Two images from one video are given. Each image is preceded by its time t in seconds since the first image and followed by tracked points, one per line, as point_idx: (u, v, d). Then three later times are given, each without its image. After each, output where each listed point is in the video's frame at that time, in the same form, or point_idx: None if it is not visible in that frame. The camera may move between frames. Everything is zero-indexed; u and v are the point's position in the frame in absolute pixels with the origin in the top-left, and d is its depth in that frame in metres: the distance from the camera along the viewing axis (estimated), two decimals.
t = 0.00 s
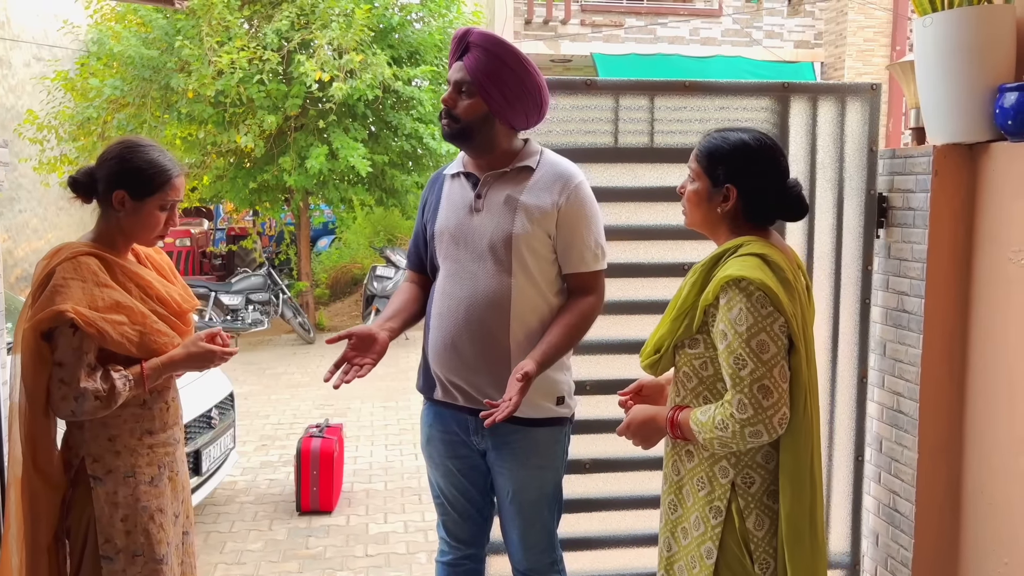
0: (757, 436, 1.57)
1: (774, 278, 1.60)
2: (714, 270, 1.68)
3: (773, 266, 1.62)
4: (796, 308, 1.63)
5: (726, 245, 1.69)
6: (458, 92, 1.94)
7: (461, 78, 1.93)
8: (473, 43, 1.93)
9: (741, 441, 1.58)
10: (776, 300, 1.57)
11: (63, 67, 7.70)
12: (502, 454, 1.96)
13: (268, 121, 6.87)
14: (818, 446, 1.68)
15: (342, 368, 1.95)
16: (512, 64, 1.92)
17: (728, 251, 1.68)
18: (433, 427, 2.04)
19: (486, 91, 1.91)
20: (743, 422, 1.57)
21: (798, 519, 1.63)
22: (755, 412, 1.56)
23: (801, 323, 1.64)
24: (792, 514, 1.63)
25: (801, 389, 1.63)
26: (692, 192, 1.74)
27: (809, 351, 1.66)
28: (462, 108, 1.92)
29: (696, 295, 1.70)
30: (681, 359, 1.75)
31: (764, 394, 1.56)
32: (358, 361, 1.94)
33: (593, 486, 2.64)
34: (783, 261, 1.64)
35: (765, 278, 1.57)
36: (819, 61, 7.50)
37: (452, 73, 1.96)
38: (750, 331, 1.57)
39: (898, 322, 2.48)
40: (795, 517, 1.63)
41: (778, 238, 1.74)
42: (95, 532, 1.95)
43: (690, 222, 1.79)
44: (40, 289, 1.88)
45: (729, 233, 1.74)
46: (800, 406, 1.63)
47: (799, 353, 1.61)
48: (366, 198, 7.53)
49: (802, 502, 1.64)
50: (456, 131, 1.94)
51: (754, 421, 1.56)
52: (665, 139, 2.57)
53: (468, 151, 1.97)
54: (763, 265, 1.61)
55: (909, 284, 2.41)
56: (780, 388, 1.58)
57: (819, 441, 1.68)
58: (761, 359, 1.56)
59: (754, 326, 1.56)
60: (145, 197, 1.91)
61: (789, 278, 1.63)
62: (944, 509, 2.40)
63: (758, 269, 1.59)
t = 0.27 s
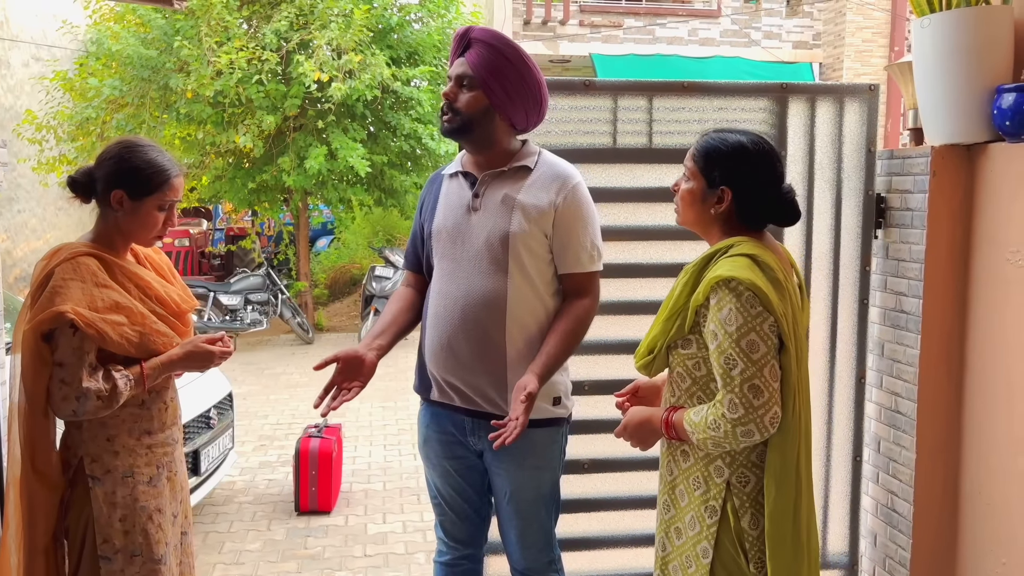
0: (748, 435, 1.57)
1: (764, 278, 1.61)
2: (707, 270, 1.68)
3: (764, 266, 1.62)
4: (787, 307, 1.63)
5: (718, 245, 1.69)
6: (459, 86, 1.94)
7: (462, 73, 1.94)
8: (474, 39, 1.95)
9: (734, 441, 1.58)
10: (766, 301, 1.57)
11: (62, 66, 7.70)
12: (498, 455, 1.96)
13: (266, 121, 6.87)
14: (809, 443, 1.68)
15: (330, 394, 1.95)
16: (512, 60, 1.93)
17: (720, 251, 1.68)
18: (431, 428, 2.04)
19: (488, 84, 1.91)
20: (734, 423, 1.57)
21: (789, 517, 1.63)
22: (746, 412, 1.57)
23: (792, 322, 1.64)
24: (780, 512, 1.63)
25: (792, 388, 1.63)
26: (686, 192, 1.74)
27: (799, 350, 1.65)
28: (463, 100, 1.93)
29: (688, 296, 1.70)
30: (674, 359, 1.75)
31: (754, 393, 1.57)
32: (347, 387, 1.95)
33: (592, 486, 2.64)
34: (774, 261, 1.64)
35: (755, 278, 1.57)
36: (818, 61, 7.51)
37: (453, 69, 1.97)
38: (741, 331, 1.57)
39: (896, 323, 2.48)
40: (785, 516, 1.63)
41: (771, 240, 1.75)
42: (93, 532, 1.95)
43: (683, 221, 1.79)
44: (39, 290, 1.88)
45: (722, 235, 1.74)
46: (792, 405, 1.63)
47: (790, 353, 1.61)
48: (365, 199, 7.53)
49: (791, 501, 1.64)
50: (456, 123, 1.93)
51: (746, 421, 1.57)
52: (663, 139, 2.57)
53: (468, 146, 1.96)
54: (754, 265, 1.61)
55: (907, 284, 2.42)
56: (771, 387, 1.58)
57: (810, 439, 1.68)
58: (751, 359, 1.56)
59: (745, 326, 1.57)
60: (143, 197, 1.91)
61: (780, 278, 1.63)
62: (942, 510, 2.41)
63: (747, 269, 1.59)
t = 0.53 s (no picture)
0: (740, 438, 1.57)
1: (759, 280, 1.60)
2: (702, 270, 1.68)
3: (758, 268, 1.62)
4: (781, 311, 1.63)
5: (714, 246, 1.69)
6: (459, 82, 1.95)
7: (462, 69, 1.95)
8: (473, 37, 1.96)
9: (725, 444, 1.58)
10: (760, 304, 1.57)
11: (60, 66, 7.69)
12: (496, 455, 1.96)
13: (265, 121, 6.87)
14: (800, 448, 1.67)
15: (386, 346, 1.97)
16: (512, 56, 1.94)
17: (715, 252, 1.67)
18: (428, 429, 2.03)
19: (488, 77, 1.91)
20: (726, 426, 1.57)
21: (775, 521, 1.63)
22: (739, 416, 1.56)
23: (786, 326, 1.63)
24: (768, 515, 1.63)
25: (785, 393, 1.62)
26: (681, 194, 1.74)
27: (793, 355, 1.65)
28: (462, 94, 1.93)
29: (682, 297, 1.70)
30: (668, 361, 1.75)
31: (748, 396, 1.57)
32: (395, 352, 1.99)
33: (590, 486, 2.64)
34: (768, 264, 1.63)
35: (750, 281, 1.57)
36: (817, 61, 7.51)
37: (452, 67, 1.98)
38: (734, 333, 1.57)
39: (894, 323, 2.48)
40: (773, 520, 1.63)
41: (765, 239, 1.75)
42: (90, 532, 1.95)
43: (678, 224, 1.79)
44: (37, 289, 1.87)
45: (718, 236, 1.74)
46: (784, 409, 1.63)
47: (784, 357, 1.61)
48: (364, 199, 7.53)
49: (780, 505, 1.64)
50: (456, 116, 1.93)
51: (738, 424, 1.56)
52: (661, 139, 2.57)
53: (468, 141, 1.96)
54: (748, 268, 1.61)
55: (906, 285, 2.42)
56: (764, 390, 1.58)
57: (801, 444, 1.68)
58: (745, 361, 1.56)
59: (738, 328, 1.57)
60: (141, 197, 1.91)
61: (775, 281, 1.63)
62: (940, 511, 2.40)
63: (741, 271, 1.59)
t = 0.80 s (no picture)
0: (726, 439, 1.58)
1: (752, 281, 1.60)
2: (696, 270, 1.68)
3: (752, 269, 1.61)
4: (774, 314, 1.63)
5: (709, 246, 1.69)
6: (457, 82, 1.95)
7: (459, 69, 1.95)
8: (467, 38, 1.97)
9: (713, 444, 1.59)
10: (753, 305, 1.57)
11: (58, 66, 7.68)
12: (499, 453, 1.96)
13: (263, 121, 6.87)
14: (790, 449, 1.67)
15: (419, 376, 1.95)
16: (510, 55, 1.95)
17: (710, 252, 1.67)
18: (429, 428, 2.03)
19: (486, 76, 1.91)
20: (713, 426, 1.57)
21: (762, 522, 1.63)
22: (727, 416, 1.57)
23: (778, 327, 1.63)
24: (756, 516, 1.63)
25: (775, 394, 1.62)
26: (678, 194, 1.73)
27: (785, 357, 1.65)
28: (461, 93, 1.92)
29: (675, 296, 1.70)
30: (661, 359, 1.75)
31: (735, 398, 1.57)
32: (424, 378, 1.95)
33: (589, 485, 2.64)
34: (763, 264, 1.63)
35: (742, 282, 1.57)
36: (815, 61, 7.51)
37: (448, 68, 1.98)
38: (726, 333, 1.57)
39: (893, 322, 2.48)
40: (760, 521, 1.63)
41: (762, 237, 1.76)
42: (89, 531, 1.95)
43: (675, 224, 1.79)
44: (40, 286, 1.87)
45: (717, 235, 1.75)
46: (774, 410, 1.63)
47: (774, 358, 1.61)
48: (362, 198, 7.53)
49: (767, 507, 1.64)
50: (456, 116, 1.93)
51: (724, 425, 1.57)
52: (660, 138, 2.57)
53: (469, 141, 1.95)
54: (742, 269, 1.60)
55: (904, 284, 2.42)
56: (752, 392, 1.58)
57: (791, 445, 1.67)
58: (734, 362, 1.56)
59: (729, 328, 1.57)
60: (138, 190, 1.91)
61: (770, 282, 1.63)
62: (937, 509, 2.41)
63: (735, 272, 1.59)
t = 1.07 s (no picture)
0: (723, 437, 1.58)
1: (749, 279, 1.60)
2: (692, 268, 1.68)
3: (749, 266, 1.61)
4: (771, 311, 1.63)
5: (705, 244, 1.69)
6: (465, 83, 1.93)
7: (467, 69, 1.93)
8: (473, 35, 1.94)
9: (710, 442, 1.59)
10: (748, 301, 1.57)
11: (56, 65, 7.67)
12: (502, 451, 1.97)
13: (261, 120, 6.86)
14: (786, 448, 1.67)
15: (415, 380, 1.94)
16: (514, 56, 1.95)
17: (706, 250, 1.67)
18: (431, 428, 2.03)
19: (495, 79, 1.92)
20: (709, 424, 1.57)
21: (757, 522, 1.63)
22: (723, 414, 1.57)
23: (774, 325, 1.63)
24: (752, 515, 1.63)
25: (772, 393, 1.62)
26: (672, 194, 1.73)
27: (781, 356, 1.65)
28: (472, 95, 1.91)
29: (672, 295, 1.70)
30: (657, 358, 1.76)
31: (731, 395, 1.57)
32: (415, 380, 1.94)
33: (588, 484, 2.64)
34: (759, 262, 1.63)
35: (739, 279, 1.57)
36: (813, 60, 7.52)
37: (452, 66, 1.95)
38: (722, 330, 1.57)
39: (892, 322, 2.48)
40: (757, 521, 1.63)
41: (757, 236, 1.76)
42: (88, 531, 1.95)
43: (668, 225, 1.78)
44: (42, 282, 1.87)
45: (711, 234, 1.75)
46: (771, 409, 1.63)
47: (770, 355, 1.61)
48: (361, 198, 7.53)
49: (764, 507, 1.64)
50: (467, 119, 1.92)
51: (720, 422, 1.57)
52: (659, 138, 2.57)
53: (475, 142, 1.95)
54: (738, 266, 1.61)
55: (903, 283, 2.42)
56: (748, 390, 1.58)
57: (788, 445, 1.67)
58: (730, 359, 1.57)
59: (725, 326, 1.57)
60: (126, 184, 1.91)
61: (766, 279, 1.63)
62: (936, 509, 2.41)
63: (731, 269, 1.59)
